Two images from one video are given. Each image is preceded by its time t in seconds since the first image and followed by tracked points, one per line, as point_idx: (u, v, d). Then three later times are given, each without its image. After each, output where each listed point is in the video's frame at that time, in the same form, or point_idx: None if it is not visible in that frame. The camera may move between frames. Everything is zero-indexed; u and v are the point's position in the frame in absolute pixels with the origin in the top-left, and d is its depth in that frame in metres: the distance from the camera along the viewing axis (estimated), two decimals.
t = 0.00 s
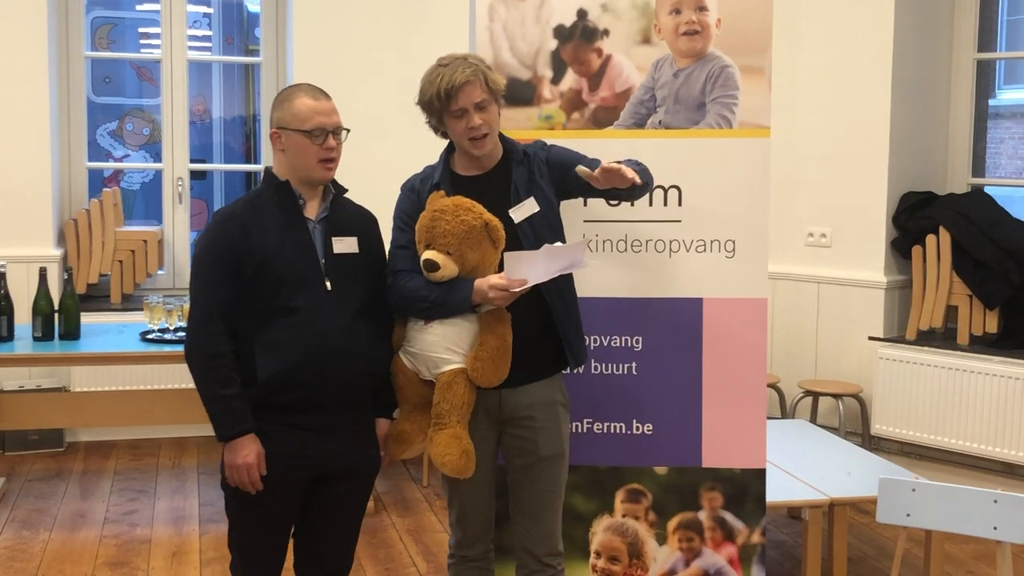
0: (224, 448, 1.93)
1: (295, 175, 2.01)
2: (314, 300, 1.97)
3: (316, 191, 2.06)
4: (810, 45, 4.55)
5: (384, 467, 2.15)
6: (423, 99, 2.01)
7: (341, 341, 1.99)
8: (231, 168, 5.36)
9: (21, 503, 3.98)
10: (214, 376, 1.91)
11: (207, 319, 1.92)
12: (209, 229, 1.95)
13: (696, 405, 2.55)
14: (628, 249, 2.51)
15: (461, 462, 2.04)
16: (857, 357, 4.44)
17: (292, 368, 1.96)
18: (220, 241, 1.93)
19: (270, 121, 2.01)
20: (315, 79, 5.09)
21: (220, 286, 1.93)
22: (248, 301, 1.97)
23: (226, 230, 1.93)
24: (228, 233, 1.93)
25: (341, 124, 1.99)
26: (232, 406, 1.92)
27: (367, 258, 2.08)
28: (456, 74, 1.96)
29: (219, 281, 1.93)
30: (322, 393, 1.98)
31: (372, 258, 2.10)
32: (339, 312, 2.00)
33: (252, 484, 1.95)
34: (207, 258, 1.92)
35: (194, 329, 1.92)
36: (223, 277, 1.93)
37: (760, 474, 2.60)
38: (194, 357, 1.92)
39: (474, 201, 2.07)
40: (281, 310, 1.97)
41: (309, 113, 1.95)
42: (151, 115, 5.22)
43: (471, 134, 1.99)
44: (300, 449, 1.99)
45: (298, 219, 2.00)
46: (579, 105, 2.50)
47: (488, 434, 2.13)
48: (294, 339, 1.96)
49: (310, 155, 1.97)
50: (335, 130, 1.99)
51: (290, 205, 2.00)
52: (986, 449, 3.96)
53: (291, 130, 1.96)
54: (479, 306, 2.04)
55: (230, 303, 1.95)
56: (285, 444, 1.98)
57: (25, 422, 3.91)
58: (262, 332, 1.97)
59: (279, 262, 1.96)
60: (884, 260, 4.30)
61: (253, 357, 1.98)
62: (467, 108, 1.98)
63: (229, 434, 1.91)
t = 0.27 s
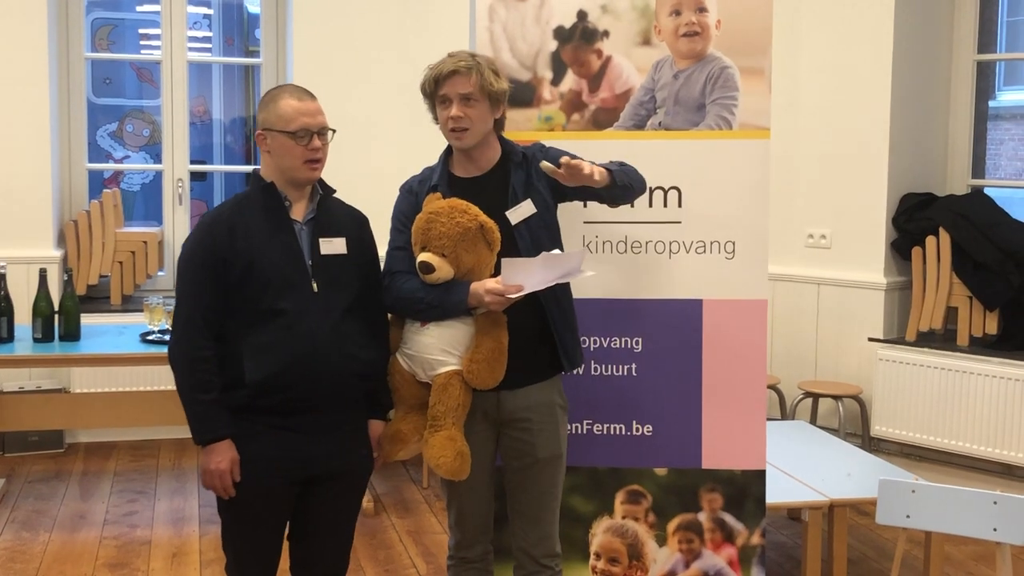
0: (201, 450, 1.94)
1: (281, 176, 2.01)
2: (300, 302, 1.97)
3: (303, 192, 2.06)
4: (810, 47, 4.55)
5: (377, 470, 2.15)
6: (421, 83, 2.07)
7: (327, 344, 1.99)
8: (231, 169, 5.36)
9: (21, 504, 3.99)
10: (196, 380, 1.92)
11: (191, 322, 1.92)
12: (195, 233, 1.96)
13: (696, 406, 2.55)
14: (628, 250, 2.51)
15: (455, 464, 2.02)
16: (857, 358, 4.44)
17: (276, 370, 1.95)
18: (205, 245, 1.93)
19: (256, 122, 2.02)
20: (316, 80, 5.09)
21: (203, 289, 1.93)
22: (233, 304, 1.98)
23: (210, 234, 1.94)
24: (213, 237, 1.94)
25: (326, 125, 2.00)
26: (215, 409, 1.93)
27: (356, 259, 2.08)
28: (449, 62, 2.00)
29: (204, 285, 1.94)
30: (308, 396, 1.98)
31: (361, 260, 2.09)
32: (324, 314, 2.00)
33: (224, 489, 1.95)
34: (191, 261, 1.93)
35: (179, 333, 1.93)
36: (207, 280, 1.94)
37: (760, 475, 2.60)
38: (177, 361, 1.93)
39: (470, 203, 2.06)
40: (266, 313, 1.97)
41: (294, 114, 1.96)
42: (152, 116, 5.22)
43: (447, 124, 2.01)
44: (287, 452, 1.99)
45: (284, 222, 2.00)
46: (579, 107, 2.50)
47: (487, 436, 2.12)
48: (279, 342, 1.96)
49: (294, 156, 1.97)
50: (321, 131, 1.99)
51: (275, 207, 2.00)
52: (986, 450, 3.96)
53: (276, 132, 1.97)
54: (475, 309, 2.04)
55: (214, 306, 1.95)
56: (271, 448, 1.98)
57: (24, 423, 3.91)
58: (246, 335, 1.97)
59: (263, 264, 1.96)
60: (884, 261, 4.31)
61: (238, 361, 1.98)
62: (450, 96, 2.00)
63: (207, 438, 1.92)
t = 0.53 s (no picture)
0: (194, 451, 1.95)
1: (272, 177, 2.02)
2: (291, 304, 1.98)
3: (295, 194, 2.07)
4: (812, 47, 4.55)
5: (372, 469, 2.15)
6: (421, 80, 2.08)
7: (317, 345, 1.99)
8: (233, 170, 5.37)
9: (23, 504, 3.99)
10: (187, 382, 1.93)
11: (182, 324, 1.94)
12: (186, 235, 1.97)
13: (698, 406, 2.56)
14: (630, 251, 2.51)
15: (444, 464, 2.03)
16: (859, 359, 4.44)
17: (267, 372, 1.96)
18: (196, 247, 1.94)
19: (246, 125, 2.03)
20: (318, 81, 5.10)
21: (194, 291, 1.94)
22: (224, 305, 1.99)
23: (201, 237, 1.95)
24: (204, 239, 1.95)
25: (316, 126, 2.01)
26: (205, 411, 1.94)
27: (348, 260, 2.08)
28: (449, 59, 2.02)
29: (195, 287, 1.95)
30: (299, 397, 1.99)
31: (353, 261, 2.10)
32: (315, 315, 2.00)
33: (216, 491, 1.96)
34: (182, 263, 1.94)
35: (170, 335, 1.94)
36: (197, 282, 1.95)
37: (762, 476, 2.60)
38: (168, 363, 1.94)
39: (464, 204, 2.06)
40: (257, 315, 1.97)
41: (283, 116, 1.97)
42: (154, 117, 5.23)
43: (444, 120, 2.01)
44: (281, 452, 1.99)
45: (275, 223, 2.00)
46: (581, 108, 2.51)
47: (483, 437, 2.13)
48: (270, 343, 1.96)
49: (284, 157, 1.98)
50: (310, 131, 2.00)
51: (266, 208, 2.00)
52: (988, 451, 3.96)
53: (266, 133, 1.97)
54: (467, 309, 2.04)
55: (205, 308, 1.96)
56: (263, 449, 1.99)
57: (27, 424, 3.91)
58: (237, 336, 1.98)
59: (254, 265, 1.96)
60: (887, 262, 4.31)
61: (229, 363, 1.99)
62: (447, 92, 2.00)
63: (198, 439, 1.93)
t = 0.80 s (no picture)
0: (193, 450, 1.95)
1: (268, 176, 2.02)
2: (288, 303, 1.98)
3: (292, 192, 2.07)
4: (815, 45, 4.54)
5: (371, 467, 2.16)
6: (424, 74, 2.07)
7: (315, 345, 1.99)
8: (236, 169, 5.37)
9: (26, 504, 3.99)
10: (185, 382, 1.93)
11: (180, 324, 1.93)
12: (183, 234, 1.97)
13: (702, 405, 2.55)
14: (633, 250, 2.51)
15: (434, 464, 2.02)
16: (863, 357, 4.43)
17: (265, 371, 1.96)
18: (193, 246, 1.94)
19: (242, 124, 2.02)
20: (320, 80, 5.10)
21: (191, 291, 1.94)
22: (221, 305, 1.98)
23: (199, 236, 1.94)
24: (201, 238, 1.94)
25: (311, 124, 2.00)
26: (203, 411, 1.94)
27: (346, 258, 2.08)
28: (455, 53, 2.02)
29: (192, 286, 1.94)
30: (297, 397, 1.99)
31: (350, 260, 2.09)
32: (312, 314, 2.00)
33: (218, 489, 1.95)
34: (179, 262, 1.94)
35: (168, 334, 1.94)
36: (194, 282, 1.94)
37: (766, 474, 2.59)
38: (166, 363, 1.94)
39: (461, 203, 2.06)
40: (254, 314, 1.97)
41: (278, 115, 1.97)
42: (157, 116, 5.23)
43: (450, 112, 2.00)
44: (280, 451, 1.99)
45: (272, 222, 2.00)
46: (584, 106, 2.50)
47: (482, 435, 2.12)
48: (267, 343, 1.96)
49: (279, 156, 1.97)
50: (305, 130, 2.00)
51: (263, 207, 2.00)
52: (992, 449, 3.95)
53: (261, 132, 1.97)
54: (460, 309, 2.04)
55: (203, 308, 1.96)
56: (262, 448, 1.98)
57: (30, 423, 3.91)
58: (235, 336, 1.98)
59: (251, 265, 1.96)
60: (890, 261, 4.30)
61: (227, 362, 1.99)
62: (453, 84, 2.00)
63: (198, 439, 1.93)
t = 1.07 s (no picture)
0: (195, 450, 1.95)
1: (269, 175, 2.02)
2: (289, 302, 1.98)
3: (293, 191, 2.06)
4: (817, 43, 4.54)
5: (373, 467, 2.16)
6: (429, 74, 2.08)
7: (316, 344, 1.99)
8: (238, 169, 5.37)
9: (29, 503, 4.00)
10: (187, 382, 1.93)
11: (181, 323, 1.93)
12: (184, 233, 1.97)
13: (703, 404, 2.55)
14: (634, 249, 2.51)
15: (433, 470, 2.04)
16: (865, 356, 4.42)
17: (266, 371, 1.96)
18: (194, 246, 1.94)
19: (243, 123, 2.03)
20: (322, 79, 5.10)
21: (193, 291, 1.94)
22: (223, 304, 1.98)
23: (200, 235, 1.94)
24: (202, 238, 1.94)
25: (312, 123, 2.00)
26: (205, 410, 1.94)
27: (346, 257, 2.08)
28: (464, 51, 2.04)
29: (193, 286, 1.94)
30: (298, 396, 1.99)
31: (351, 259, 2.09)
32: (313, 314, 2.00)
33: (218, 489, 1.95)
34: (181, 262, 1.94)
35: (169, 334, 1.94)
36: (196, 282, 1.94)
37: (768, 473, 2.59)
38: (168, 362, 1.94)
39: (461, 207, 2.05)
40: (255, 314, 1.97)
41: (280, 113, 1.97)
42: (159, 116, 5.23)
43: (461, 108, 2.00)
44: (281, 450, 1.99)
45: (274, 221, 2.00)
46: (586, 104, 2.50)
47: (484, 435, 2.13)
48: (268, 343, 1.96)
49: (280, 154, 1.98)
50: (306, 129, 2.00)
51: (264, 206, 2.00)
52: (995, 448, 3.94)
53: (262, 131, 1.97)
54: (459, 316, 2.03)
55: (205, 308, 1.96)
56: (264, 447, 1.99)
57: (33, 423, 3.92)
58: (236, 335, 1.98)
59: (252, 264, 1.96)
60: (892, 259, 4.30)
61: (228, 361, 1.99)
62: (465, 82, 2.02)
63: (200, 439, 1.93)
